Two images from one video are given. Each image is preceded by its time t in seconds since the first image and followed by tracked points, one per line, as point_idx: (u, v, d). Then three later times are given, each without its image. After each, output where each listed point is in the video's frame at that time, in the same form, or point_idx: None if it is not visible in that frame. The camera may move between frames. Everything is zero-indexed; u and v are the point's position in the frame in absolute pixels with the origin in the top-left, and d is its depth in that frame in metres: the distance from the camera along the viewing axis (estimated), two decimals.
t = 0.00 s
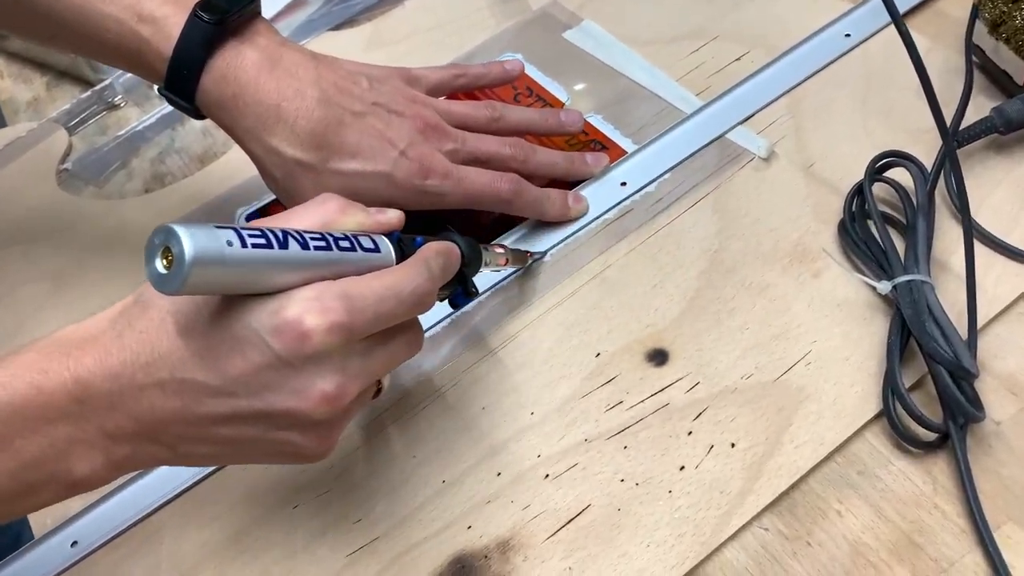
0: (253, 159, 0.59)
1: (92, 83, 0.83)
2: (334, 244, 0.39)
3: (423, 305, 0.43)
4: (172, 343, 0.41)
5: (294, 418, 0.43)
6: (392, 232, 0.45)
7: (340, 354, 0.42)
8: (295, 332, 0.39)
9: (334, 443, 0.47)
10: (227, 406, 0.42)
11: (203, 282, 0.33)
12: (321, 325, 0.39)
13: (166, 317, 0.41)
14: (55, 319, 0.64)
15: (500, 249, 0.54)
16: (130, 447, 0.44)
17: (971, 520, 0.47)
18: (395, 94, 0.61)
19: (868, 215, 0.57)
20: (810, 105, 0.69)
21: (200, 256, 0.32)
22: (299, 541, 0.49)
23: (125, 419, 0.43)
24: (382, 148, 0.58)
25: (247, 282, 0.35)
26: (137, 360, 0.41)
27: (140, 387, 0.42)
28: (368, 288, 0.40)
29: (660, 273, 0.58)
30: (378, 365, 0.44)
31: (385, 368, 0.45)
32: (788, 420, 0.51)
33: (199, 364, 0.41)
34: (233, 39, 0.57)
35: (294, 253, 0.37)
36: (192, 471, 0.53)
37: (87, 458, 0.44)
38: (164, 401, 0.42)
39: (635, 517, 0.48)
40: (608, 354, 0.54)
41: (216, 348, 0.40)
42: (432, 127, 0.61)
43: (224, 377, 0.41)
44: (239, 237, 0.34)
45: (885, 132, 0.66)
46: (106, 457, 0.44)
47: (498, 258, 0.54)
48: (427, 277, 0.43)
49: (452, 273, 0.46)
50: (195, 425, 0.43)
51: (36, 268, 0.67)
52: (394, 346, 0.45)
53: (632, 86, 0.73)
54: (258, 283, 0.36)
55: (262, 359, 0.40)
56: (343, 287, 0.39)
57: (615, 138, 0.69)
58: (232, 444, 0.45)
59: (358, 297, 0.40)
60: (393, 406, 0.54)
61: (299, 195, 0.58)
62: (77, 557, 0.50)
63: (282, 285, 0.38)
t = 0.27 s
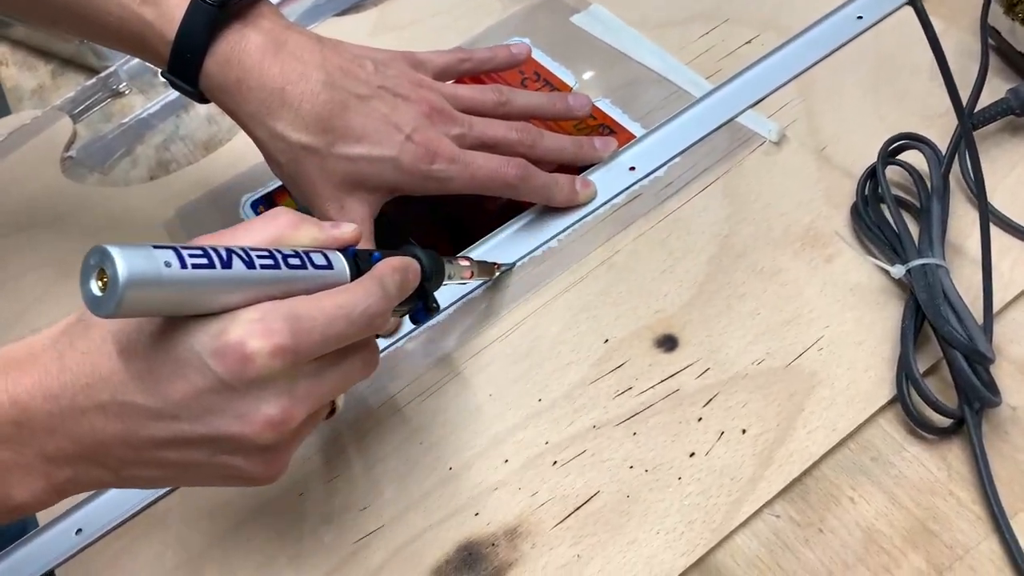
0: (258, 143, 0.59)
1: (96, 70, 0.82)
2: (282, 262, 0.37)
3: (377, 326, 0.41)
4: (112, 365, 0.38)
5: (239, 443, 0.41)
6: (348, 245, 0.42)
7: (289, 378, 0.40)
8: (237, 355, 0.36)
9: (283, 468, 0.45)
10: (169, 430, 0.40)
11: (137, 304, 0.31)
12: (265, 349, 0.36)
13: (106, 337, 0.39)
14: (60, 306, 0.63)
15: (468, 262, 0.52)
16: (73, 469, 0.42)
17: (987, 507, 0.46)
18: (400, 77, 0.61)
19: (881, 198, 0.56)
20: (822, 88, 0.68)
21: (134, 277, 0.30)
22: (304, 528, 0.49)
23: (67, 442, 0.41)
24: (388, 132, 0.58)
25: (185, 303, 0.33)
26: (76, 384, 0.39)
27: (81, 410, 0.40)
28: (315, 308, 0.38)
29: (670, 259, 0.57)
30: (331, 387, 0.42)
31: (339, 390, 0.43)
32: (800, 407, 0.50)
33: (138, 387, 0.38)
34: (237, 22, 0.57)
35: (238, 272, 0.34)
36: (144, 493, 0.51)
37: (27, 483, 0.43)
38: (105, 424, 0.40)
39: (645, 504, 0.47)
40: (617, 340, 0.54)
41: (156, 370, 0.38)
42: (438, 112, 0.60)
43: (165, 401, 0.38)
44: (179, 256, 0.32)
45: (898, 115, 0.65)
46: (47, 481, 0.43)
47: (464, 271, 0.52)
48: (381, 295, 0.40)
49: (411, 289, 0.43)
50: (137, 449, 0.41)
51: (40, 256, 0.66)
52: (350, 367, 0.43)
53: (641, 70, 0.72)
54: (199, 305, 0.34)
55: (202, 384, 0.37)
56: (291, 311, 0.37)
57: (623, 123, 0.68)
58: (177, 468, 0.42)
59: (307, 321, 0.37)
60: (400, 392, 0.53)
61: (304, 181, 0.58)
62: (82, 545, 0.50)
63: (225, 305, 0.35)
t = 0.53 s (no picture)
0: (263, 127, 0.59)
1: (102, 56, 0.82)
2: (233, 274, 0.36)
3: (332, 339, 0.39)
4: (53, 381, 0.38)
5: (186, 460, 0.40)
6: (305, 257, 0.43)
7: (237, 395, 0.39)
8: (183, 371, 0.35)
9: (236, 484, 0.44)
10: (115, 447, 0.39)
11: (77, 320, 0.29)
12: (211, 364, 0.35)
13: (49, 352, 0.38)
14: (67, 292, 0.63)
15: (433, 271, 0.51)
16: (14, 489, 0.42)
17: (1001, 493, 0.45)
18: (405, 60, 0.61)
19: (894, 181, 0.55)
20: (835, 70, 0.66)
21: (73, 291, 0.28)
22: (309, 514, 0.49)
23: (10, 458, 0.40)
24: (393, 116, 0.58)
25: (129, 318, 0.32)
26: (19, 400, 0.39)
27: (24, 425, 0.40)
28: (265, 321, 0.36)
29: (679, 243, 0.56)
30: (283, 402, 0.41)
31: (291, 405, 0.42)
32: (810, 391, 0.49)
33: (82, 404, 0.38)
34: (241, 4, 0.57)
35: (185, 285, 0.33)
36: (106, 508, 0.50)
37: None
38: (51, 440, 0.40)
39: (653, 490, 0.47)
40: (625, 325, 0.53)
41: (100, 386, 0.37)
42: (444, 95, 0.60)
43: (110, 417, 0.38)
44: (122, 269, 0.30)
45: (912, 97, 0.64)
46: None
47: (430, 281, 0.51)
48: (336, 307, 0.38)
49: (371, 300, 0.42)
50: (85, 466, 0.41)
51: (47, 242, 0.66)
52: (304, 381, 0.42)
53: (649, 53, 0.70)
54: (143, 319, 0.33)
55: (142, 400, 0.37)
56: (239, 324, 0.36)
57: (632, 105, 0.66)
58: (127, 484, 0.42)
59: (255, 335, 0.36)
60: (406, 377, 0.53)
61: (308, 164, 0.57)
62: (88, 530, 0.50)
63: (172, 319, 0.34)
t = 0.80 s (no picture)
0: (269, 113, 0.59)
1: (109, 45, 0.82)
2: (191, 281, 0.36)
3: (293, 348, 0.39)
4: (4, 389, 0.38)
5: (142, 471, 0.39)
6: (270, 265, 0.42)
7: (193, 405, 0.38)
8: (135, 381, 0.35)
9: (196, 496, 0.43)
10: (70, 456, 0.39)
11: (24, 327, 0.29)
12: (165, 373, 0.35)
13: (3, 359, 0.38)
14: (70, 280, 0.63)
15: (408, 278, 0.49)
16: None
17: (1015, 484, 0.45)
18: (412, 46, 0.61)
19: (908, 169, 0.54)
20: (848, 56, 0.65)
21: (18, 298, 0.28)
22: (314, 503, 0.48)
23: None
24: (400, 102, 0.57)
25: (81, 326, 0.31)
26: None
27: None
28: (222, 330, 0.36)
29: (689, 231, 0.56)
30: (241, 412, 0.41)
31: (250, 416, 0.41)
32: (821, 381, 0.49)
33: (36, 412, 0.37)
34: None
35: (139, 292, 0.33)
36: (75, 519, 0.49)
37: None
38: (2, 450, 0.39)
39: (661, 480, 0.46)
40: (633, 314, 0.52)
41: (54, 394, 0.37)
42: (451, 81, 0.60)
43: (64, 426, 0.37)
44: (71, 276, 0.30)
45: (926, 84, 0.62)
46: None
47: (406, 287, 0.49)
48: (297, 316, 0.38)
49: (338, 307, 0.41)
50: (40, 475, 0.40)
51: (51, 230, 0.66)
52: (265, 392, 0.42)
53: (658, 40, 0.68)
54: (96, 327, 0.32)
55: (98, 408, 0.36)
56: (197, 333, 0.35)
57: (641, 92, 0.65)
58: (84, 494, 0.41)
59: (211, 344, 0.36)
60: (412, 366, 0.53)
61: (313, 151, 0.57)
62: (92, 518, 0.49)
63: (126, 327, 0.34)
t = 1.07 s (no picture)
0: (278, 105, 0.58)
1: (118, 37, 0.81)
2: (150, 301, 0.35)
3: (256, 370, 0.38)
4: None
5: (95, 496, 0.38)
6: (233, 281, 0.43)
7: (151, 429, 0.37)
8: (89, 406, 0.34)
9: (158, 514, 0.43)
10: (25, 479, 0.37)
11: None
12: (120, 398, 0.34)
13: None
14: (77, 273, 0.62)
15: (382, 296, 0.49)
16: None
17: None
18: (422, 38, 0.61)
19: (923, 162, 0.53)
20: (863, 47, 0.64)
21: None
22: (322, 496, 0.48)
23: None
24: (410, 94, 0.57)
25: (33, 348, 0.32)
26: None
27: None
28: (181, 352, 0.35)
29: (701, 224, 0.55)
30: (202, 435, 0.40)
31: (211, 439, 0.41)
32: (834, 375, 0.48)
33: None
34: None
35: (95, 313, 0.33)
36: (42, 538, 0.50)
37: None
38: None
39: (671, 475, 0.46)
40: (644, 308, 0.52)
41: (8, 416, 0.36)
42: (461, 73, 0.59)
43: (17, 449, 0.36)
44: (23, 299, 0.30)
45: (942, 75, 0.61)
46: None
47: (378, 304, 0.49)
48: (259, 336, 0.37)
49: (301, 328, 0.41)
50: None
51: (59, 222, 0.66)
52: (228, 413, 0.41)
53: (669, 31, 0.68)
54: (53, 349, 0.33)
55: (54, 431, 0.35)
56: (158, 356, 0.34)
57: (653, 85, 0.64)
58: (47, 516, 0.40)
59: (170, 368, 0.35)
60: (421, 359, 0.52)
61: (322, 143, 0.57)
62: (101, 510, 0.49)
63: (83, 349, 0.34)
